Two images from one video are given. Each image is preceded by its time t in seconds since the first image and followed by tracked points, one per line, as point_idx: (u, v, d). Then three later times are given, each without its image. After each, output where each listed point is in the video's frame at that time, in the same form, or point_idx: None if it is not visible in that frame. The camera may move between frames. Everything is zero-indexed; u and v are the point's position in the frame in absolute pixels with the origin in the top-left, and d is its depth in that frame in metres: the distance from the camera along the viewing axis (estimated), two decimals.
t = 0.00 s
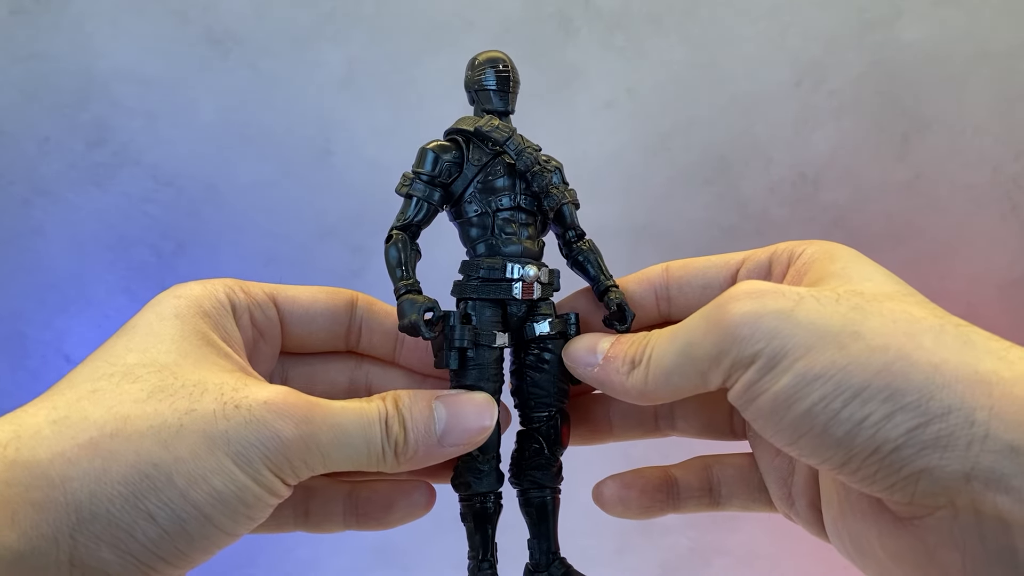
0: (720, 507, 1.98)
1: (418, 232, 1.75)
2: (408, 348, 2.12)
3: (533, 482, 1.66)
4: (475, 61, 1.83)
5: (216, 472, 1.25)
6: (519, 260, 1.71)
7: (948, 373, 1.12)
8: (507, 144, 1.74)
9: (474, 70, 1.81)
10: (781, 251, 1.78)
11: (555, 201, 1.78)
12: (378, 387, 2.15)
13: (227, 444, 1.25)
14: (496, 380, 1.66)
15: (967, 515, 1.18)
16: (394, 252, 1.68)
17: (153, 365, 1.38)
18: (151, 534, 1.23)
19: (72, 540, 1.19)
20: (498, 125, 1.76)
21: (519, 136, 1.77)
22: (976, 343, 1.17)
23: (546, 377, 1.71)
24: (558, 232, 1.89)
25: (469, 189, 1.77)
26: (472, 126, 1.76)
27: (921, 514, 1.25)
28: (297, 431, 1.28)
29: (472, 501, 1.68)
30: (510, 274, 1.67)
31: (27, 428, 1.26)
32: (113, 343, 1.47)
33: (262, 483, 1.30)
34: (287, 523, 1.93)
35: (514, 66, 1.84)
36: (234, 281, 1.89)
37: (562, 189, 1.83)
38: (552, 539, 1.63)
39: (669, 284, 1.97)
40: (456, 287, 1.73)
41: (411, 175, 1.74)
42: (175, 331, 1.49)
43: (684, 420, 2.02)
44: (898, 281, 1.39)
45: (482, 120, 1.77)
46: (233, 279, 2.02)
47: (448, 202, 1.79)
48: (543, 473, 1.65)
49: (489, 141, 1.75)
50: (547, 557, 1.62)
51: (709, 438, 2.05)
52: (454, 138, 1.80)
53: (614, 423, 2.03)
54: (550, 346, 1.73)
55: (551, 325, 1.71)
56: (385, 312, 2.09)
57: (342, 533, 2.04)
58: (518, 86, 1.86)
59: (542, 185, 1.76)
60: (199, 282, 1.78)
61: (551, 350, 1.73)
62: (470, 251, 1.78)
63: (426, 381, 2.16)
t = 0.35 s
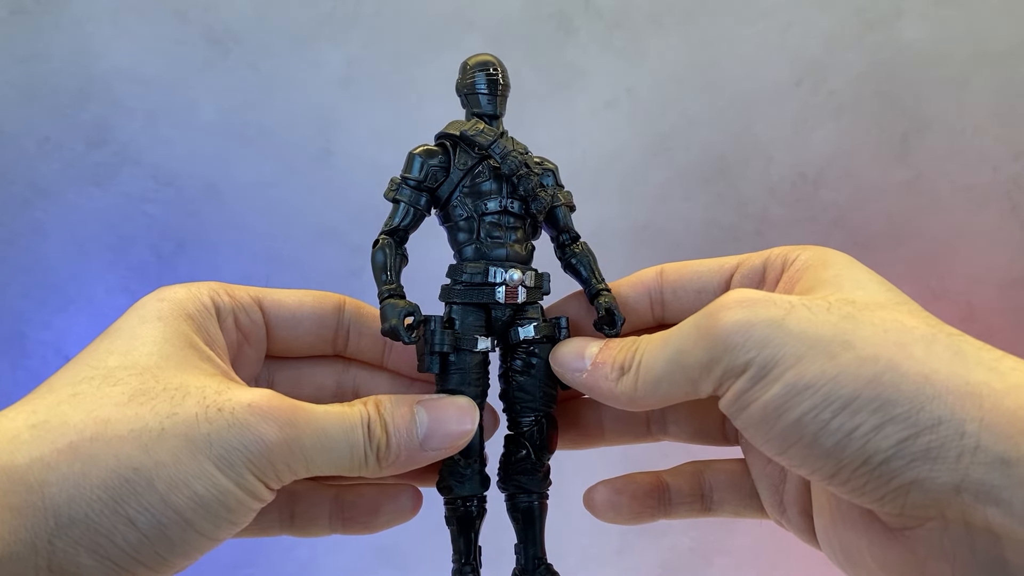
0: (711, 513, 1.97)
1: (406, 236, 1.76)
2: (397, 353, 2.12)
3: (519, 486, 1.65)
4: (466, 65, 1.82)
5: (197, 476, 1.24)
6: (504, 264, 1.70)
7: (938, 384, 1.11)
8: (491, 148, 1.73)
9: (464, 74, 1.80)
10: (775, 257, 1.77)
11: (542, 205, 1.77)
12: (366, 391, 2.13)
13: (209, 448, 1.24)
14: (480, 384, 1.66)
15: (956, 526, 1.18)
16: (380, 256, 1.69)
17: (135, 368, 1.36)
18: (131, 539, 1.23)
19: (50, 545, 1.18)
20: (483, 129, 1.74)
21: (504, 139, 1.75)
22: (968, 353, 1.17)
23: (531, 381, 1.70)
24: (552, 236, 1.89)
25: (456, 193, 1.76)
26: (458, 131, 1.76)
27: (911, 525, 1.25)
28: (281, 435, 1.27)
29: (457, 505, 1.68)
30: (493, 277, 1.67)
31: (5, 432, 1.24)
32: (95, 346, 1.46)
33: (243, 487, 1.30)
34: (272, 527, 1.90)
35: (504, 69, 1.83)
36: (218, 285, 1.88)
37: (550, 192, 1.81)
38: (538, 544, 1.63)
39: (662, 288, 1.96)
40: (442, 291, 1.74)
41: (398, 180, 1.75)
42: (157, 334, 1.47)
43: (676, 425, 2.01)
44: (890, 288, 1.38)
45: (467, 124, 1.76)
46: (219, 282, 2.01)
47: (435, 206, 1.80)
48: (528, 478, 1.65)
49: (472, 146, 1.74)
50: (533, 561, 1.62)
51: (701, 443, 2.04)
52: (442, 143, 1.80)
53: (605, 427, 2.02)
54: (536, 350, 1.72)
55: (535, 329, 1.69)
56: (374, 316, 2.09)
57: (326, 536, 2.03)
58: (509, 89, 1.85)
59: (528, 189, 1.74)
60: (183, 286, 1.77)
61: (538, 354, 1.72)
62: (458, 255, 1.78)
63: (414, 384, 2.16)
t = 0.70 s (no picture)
0: (723, 503, 1.96)
1: (419, 230, 1.87)
2: (409, 344, 2.09)
3: (516, 475, 1.66)
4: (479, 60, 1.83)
5: (202, 466, 1.23)
6: (493, 250, 1.75)
7: (954, 388, 1.11)
8: (481, 136, 1.77)
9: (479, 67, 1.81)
10: (797, 246, 1.73)
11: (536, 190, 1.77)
12: (376, 382, 2.12)
13: (214, 437, 1.23)
14: (470, 369, 1.71)
15: (970, 533, 1.17)
16: (390, 248, 1.84)
17: (138, 359, 1.35)
18: (136, 530, 1.21)
19: (55, 536, 1.17)
20: (476, 119, 1.80)
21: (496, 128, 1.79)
22: (986, 356, 1.16)
23: (527, 368, 1.69)
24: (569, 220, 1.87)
25: (455, 183, 1.83)
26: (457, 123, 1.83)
27: (925, 530, 1.24)
28: (286, 423, 1.27)
29: (456, 490, 1.70)
30: (479, 264, 1.72)
31: (9, 423, 1.23)
32: (99, 339, 1.45)
33: (249, 477, 1.28)
34: (286, 517, 1.89)
35: (515, 61, 1.83)
36: (224, 278, 1.87)
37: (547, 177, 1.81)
38: (535, 536, 1.62)
39: (681, 275, 1.94)
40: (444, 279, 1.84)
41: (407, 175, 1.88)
42: (161, 326, 1.46)
43: (689, 415, 1.99)
44: (908, 284, 1.37)
45: (465, 117, 1.83)
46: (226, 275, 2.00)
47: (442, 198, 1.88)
48: (525, 467, 1.65)
49: (469, 135, 1.80)
50: (529, 552, 1.61)
51: (713, 433, 2.01)
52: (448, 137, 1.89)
53: (617, 416, 2.00)
54: (532, 336, 1.71)
55: (524, 315, 1.71)
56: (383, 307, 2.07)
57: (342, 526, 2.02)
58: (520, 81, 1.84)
59: (519, 174, 1.76)
60: (190, 279, 1.76)
61: (536, 342, 1.71)
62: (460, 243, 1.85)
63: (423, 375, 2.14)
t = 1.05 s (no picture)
0: (736, 500, 1.97)
1: (436, 230, 1.89)
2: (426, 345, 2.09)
3: (522, 472, 1.65)
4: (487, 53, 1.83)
5: (221, 468, 1.24)
6: (493, 247, 1.75)
7: (971, 393, 1.13)
8: (479, 132, 1.78)
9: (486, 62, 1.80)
10: (816, 242, 1.72)
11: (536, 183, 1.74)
12: (393, 381, 2.12)
13: (233, 440, 1.24)
14: (473, 366, 1.72)
15: (986, 539, 1.19)
16: (407, 249, 1.86)
17: (156, 362, 1.36)
18: (156, 532, 1.22)
19: (77, 538, 1.17)
20: (477, 116, 1.81)
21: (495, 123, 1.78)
22: (1005, 359, 1.17)
23: (529, 365, 1.68)
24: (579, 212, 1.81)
25: (460, 181, 1.85)
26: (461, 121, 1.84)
27: (938, 535, 1.26)
28: (304, 424, 1.28)
29: (469, 484, 1.71)
30: (477, 262, 1.73)
31: (31, 426, 1.24)
32: (117, 342, 1.46)
33: (266, 479, 1.29)
34: (309, 514, 1.89)
35: (521, 53, 1.81)
36: (243, 281, 1.88)
37: (547, 169, 1.77)
38: (540, 533, 1.62)
39: (696, 270, 1.95)
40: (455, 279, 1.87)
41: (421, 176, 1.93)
42: (178, 329, 1.47)
43: (702, 414, 2.00)
44: (926, 284, 1.37)
45: (468, 114, 1.84)
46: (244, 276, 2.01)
47: (454, 197, 1.90)
48: (529, 465, 1.64)
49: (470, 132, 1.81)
50: (534, 548, 1.62)
51: (726, 431, 2.02)
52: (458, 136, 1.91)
53: (630, 413, 2.01)
54: (532, 332, 1.70)
55: (523, 311, 1.69)
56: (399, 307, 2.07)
57: (364, 523, 2.02)
58: (529, 73, 1.82)
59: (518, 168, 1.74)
60: (208, 281, 1.77)
61: (535, 337, 1.69)
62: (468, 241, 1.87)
63: (439, 374, 2.14)
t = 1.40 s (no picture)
0: (737, 503, 1.96)
1: (439, 229, 1.89)
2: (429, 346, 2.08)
3: (518, 477, 1.64)
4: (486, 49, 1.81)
5: (220, 472, 1.23)
6: (487, 249, 1.74)
7: (974, 399, 1.12)
8: (475, 132, 1.77)
9: (485, 57, 1.79)
10: (818, 244, 1.71)
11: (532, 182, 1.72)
12: (397, 383, 2.12)
13: (233, 443, 1.23)
14: (468, 370, 1.71)
15: (990, 545, 1.18)
16: (409, 249, 1.86)
17: (156, 364, 1.35)
18: (155, 536, 1.21)
19: (75, 542, 1.17)
20: (474, 115, 1.80)
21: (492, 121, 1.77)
22: (1008, 364, 1.17)
23: (521, 371, 1.67)
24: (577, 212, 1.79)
25: (458, 181, 1.84)
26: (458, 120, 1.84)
27: (941, 541, 1.25)
28: (305, 429, 1.27)
29: (468, 486, 1.70)
30: (470, 265, 1.72)
31: (30, 429, 1.23)
32: (118, 344, 1.45)
33: (266, 483, 1.28)
34: (313, 516, 1.88)
35: (520, 48, 1.79)
36: (246, 283, 1.87)
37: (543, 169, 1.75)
38: (534, 538, 1.61)
39: (698, 270, 1.95)
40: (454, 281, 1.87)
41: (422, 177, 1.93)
42: (179, 331, 1.46)
43: (702, 416, 2.00)
44: (928, 286, 1.36)
45: (466, 112, 1.83)
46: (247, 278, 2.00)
47: (454, 196, 1.90)
48: (523, 469, 1.63)
49: (466, 132, 1.81)
50: (527, 553, 1.61)
51: (727, 433, 2.01)
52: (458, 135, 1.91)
53: (630, 415, 2.00)
54: (524, 336, 1.68)
55: (514, 315, 1.67)
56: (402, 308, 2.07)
57: (367, 524, 2.02)
58: (529, 69, 1.81)
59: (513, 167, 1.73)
60: (210, 284, 1.77)
61: (525, 341, 1.68)
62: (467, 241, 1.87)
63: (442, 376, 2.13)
